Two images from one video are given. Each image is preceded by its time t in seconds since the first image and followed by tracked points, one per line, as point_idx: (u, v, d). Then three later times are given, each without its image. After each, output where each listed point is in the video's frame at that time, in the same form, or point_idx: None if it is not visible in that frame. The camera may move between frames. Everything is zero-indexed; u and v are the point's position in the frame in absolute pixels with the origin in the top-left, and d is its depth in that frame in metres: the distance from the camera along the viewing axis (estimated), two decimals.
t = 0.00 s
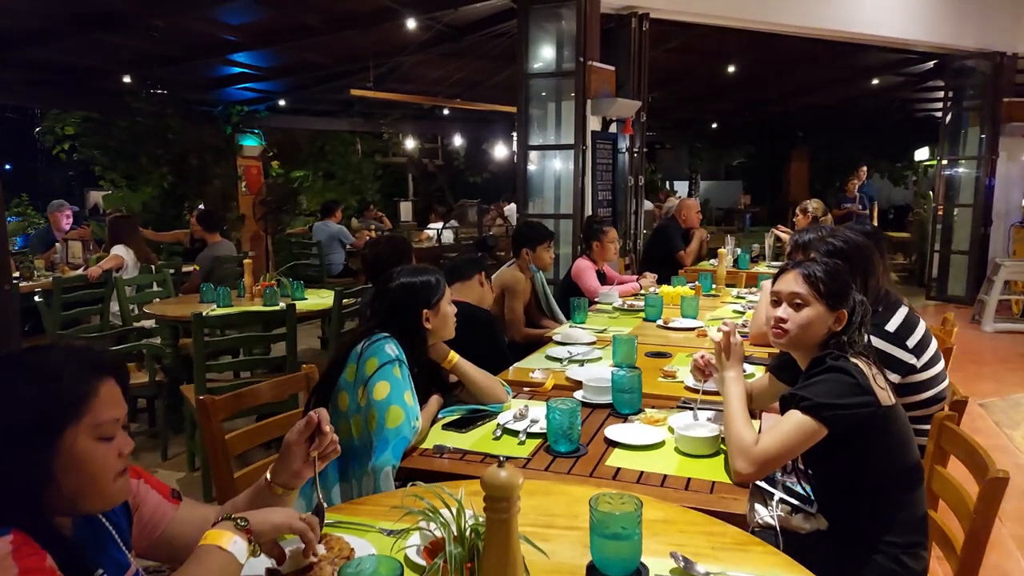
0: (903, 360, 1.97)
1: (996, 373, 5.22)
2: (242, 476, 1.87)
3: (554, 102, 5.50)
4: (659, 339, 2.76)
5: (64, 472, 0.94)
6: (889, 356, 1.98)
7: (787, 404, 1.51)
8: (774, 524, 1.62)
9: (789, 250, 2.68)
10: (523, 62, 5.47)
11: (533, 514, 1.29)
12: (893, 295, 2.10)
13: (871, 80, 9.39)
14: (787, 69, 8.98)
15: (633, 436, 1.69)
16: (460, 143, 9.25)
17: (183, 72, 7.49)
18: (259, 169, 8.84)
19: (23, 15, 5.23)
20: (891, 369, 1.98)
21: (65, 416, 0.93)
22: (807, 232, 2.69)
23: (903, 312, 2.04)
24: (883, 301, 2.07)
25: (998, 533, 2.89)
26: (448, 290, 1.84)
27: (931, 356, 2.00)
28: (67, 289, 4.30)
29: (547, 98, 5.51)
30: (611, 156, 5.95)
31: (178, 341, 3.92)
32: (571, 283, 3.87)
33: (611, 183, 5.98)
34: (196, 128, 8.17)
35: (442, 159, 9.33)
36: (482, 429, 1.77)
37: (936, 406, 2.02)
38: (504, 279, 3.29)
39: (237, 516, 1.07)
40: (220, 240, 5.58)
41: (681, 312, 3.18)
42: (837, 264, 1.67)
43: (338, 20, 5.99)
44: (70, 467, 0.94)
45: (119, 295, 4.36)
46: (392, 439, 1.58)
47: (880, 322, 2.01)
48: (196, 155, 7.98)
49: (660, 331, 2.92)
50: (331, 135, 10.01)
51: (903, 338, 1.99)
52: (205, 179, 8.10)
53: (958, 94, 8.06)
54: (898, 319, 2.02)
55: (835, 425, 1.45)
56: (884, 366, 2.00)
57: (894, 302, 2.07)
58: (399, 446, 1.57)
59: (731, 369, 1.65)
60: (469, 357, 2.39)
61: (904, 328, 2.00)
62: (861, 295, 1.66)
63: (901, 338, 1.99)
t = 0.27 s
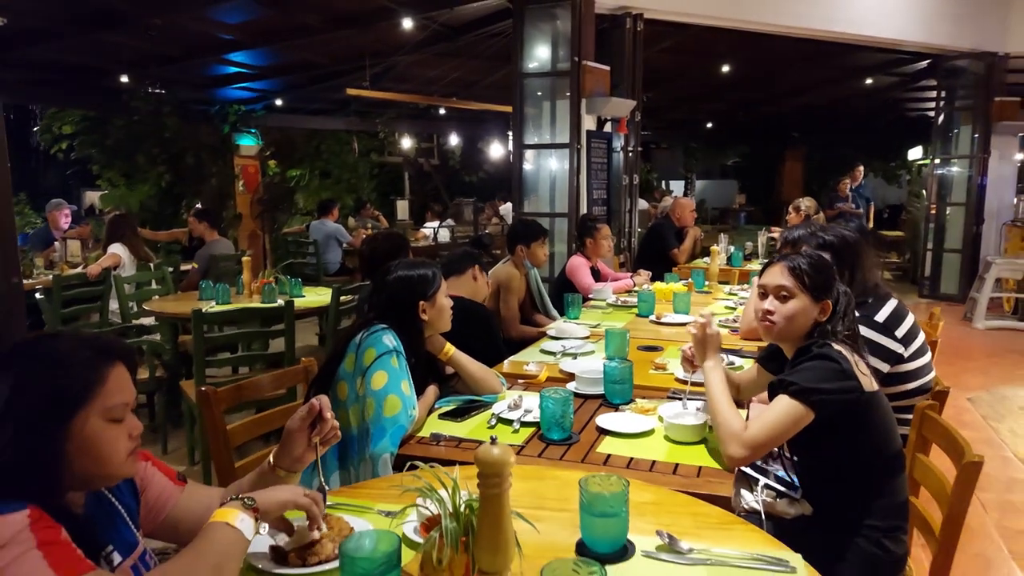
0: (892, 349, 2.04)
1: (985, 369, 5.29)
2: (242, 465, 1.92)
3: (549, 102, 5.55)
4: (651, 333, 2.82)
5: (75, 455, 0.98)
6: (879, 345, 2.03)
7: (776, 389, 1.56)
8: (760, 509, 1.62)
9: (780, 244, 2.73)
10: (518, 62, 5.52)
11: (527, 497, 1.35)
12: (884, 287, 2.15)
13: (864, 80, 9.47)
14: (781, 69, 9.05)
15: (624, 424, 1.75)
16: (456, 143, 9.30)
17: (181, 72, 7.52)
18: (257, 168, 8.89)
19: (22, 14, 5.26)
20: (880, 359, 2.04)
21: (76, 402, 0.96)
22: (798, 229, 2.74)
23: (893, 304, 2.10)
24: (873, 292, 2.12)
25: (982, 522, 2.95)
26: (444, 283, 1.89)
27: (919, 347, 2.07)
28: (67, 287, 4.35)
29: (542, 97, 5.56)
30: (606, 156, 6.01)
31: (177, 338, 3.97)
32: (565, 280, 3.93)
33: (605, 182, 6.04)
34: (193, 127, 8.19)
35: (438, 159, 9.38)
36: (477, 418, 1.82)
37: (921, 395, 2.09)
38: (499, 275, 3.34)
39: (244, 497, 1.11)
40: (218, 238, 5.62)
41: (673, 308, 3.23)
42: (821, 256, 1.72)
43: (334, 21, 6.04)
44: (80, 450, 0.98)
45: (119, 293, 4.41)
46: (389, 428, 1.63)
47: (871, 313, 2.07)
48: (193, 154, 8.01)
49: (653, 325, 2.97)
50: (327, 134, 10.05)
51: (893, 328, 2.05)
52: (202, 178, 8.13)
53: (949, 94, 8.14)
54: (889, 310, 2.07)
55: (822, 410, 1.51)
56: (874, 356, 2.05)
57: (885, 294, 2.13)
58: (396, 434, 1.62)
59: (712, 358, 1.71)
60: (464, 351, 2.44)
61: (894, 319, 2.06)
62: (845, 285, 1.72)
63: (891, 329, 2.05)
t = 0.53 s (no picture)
0: (883, 344, 2.10)
1: (975, 367, 5.36)
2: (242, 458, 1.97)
3: (544, 102, 5.61)
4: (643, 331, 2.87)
5: (86, 440, 1.03)
6: (871, 339, 2.09)
7: (771, 389, 1.60)
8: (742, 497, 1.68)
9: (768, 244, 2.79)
10: (514, 62, 5.58)
11: (518, 484, 1.40)
12: (874, 284, 2.22)
13: (858, 81, 9.54)
14: (776, 70, 9.12)
15: (614, 417, 1.81)
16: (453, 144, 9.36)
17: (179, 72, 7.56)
18: (254, 168, 8.94)
19: (22, 15, 5.30)
20: (872, 354, 2.11)
21: (88, 390, 1.02)
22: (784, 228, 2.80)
23: (885, 301, 2.16)
24: (865, 289, 2.19)
25: (967, 515, 3.02)
26: (438, 280, 1.95)
27: (907, 344, 2.15)
28: (67, 285, 4.39)
29: (538, 98, 5.61)
30: (601, 156, 6.07)
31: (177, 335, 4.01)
32: (560, 279, 3.99)
33: (600, 182, 6.10)
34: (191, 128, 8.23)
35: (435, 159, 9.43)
36: (471, 411, 1.87)
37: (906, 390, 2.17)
38: (494, 274, 3.40)
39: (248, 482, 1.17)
40: (217, 237, 5.67)
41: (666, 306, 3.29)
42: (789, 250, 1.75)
43: (332, 22, 6.09)
44: (91, 435, 1.03)
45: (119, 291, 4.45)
46: (386, 420, 1.69)
47: (864, 308, 2.13)
48: (191, 154, 8.05)
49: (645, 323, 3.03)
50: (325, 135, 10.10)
51: (885, 323, 2.11)
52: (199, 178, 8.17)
53: (942, 95, 8.22)
54: (881, 306, 2.14)
55: (816, 406, 1.56)
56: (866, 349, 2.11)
57: (876, 291, 2.19)
58: (393, 426, 1.68)
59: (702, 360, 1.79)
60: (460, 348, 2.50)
61: (886, 315, 2.13)
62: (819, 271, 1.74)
63: (882, 324, 2.12)
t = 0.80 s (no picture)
0: (872, 339, 2.15)
1: (967, 365, 5.41)
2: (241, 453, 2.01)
3: (540, 103, 5.65)
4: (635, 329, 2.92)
5: (94, 430, 1.07)
6: (860, 335, 2.14)
7: (754, 391, 1.62)
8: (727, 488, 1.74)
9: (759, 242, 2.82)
10: (510, 64, 5.61)
11: (508, 475, 1.45)
12: (864, 281, 2.26)
13: (853, 82, 9.59)
14: (772, 71, 9.17)
15: (604, 411, 1.86)
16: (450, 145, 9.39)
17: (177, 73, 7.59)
18: (252, 169, 8.97)
19: (21, 16, 5.33)
20: (860, 349, 2.16)
21: (97, 382, 1.06)
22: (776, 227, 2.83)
23: (874, 297, 2.21)
24: (855, 285, 2.23)
25: (955, 510, 3.07)
26: (434, 278, 1.99)
27: (894, 339, 2.20)
28: (67, 285, 4.43)
29: (534, 99, 5.65)
30: (596, 157, 6.12)
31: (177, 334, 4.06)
32: (555, 278, 4.03)
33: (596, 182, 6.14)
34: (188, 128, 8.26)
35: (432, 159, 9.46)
36: (465, 406, 1.92)
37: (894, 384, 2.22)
38: (489, 273, 3.44)
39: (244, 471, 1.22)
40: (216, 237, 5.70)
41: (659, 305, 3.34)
42: (762, 253, 1.81)
43: (329, 23, 6.12)
44: (99, 425, 1.07)
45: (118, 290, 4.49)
46: (382, 414, 1.73)
47: (854, 304, 2.17)
48: (188, 154, 8.09)
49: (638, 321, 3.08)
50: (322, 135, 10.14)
51: (874, 319, 2.16)
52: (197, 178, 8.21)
53: (937, 96, 8.26)
54: (870, 302, 2.18)
55: (799, 406, 1.59)
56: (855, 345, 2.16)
57: (866, 288, 2.23)
58: (389, 419, 1.73)
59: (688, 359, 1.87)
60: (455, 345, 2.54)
61: (875, 311, 2.17)
62: (794, 270, 1.79)
63: (871, 319, 2.16)
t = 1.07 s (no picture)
0: (864, 336, 2.19)
1: (962, 363, 5.45)
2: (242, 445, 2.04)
3: (540, 103, 5.69)
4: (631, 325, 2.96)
5: (106, 418, 1.11)
6: (852, 332, 2.18)
7: (745, 385, 1.66)
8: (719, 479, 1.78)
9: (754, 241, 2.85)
10: (510, 63, 5.65)
11: (506, 464, 1.49)
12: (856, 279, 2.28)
13: (851, 82, 9.62)
14: (770, 71, 9.21)
15: (600, 404, 1.89)
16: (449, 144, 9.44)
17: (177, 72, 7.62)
18: (252, 168, 9.00)
19: (22, 15, 5.35)
20: (852, 345, 2.19)
21: (109, 372, 1.10)
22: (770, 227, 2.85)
23: (865, 295, 2.24)
24: (847, 283, 2.26)
25: (947, 506, 3.10)
26: (433, 275, 2.03)
27: (885, 336, 2.24)
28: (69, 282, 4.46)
29: (533, 98, 5.69)
30: (594, 156, 6.15)
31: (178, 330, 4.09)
32: (553, 276, 4.07)
33: (595, 181, 6.18)
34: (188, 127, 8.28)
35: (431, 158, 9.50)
36: (464, 400, 1.95)
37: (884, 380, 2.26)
38: (488, 271, 3.47)
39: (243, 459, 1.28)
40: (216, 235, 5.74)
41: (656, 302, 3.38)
42: (748, 254, 1.83)
43: (329, 23, 6.15)
44: (110, 414, 1.11)
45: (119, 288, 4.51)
46: (382, 407, 1.77)
47: (845, 302, 2.20)
48: (188, 153, 8.11)
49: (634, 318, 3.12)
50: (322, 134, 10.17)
51: (864, 316, 2.20)
52: (197, 177, 8.24)
53: (934, 95, 8.31)
54: (861, 300, 2.22)
55: (790, 399, 1.63)
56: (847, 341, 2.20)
57: (857, 286, 2.26)
58: (389, 412, 1.76)
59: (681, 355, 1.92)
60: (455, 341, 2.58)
61: (866, 308, 2.21)
62: (781, 269, 1.82)
63: (862, 316, 2.20)
